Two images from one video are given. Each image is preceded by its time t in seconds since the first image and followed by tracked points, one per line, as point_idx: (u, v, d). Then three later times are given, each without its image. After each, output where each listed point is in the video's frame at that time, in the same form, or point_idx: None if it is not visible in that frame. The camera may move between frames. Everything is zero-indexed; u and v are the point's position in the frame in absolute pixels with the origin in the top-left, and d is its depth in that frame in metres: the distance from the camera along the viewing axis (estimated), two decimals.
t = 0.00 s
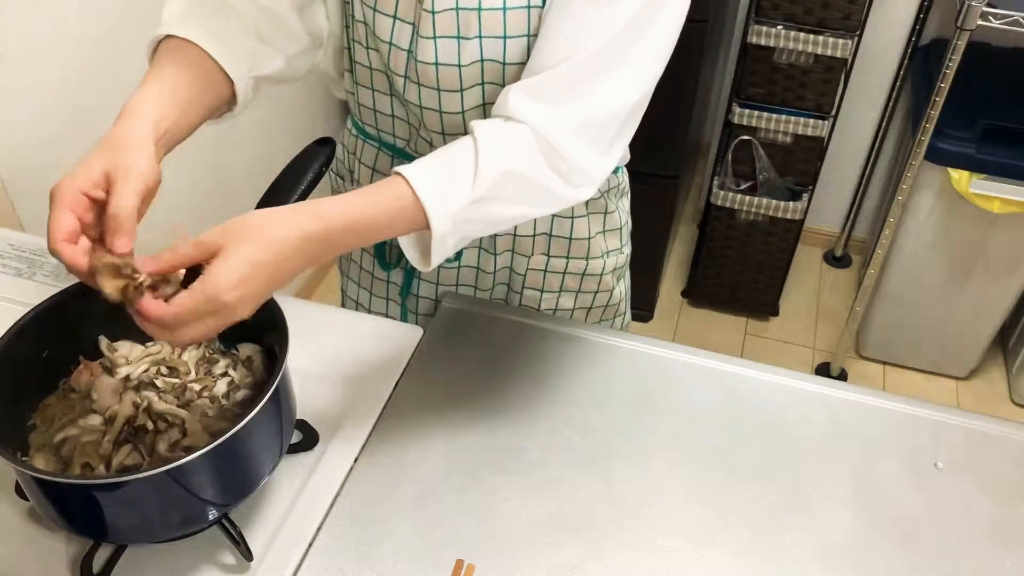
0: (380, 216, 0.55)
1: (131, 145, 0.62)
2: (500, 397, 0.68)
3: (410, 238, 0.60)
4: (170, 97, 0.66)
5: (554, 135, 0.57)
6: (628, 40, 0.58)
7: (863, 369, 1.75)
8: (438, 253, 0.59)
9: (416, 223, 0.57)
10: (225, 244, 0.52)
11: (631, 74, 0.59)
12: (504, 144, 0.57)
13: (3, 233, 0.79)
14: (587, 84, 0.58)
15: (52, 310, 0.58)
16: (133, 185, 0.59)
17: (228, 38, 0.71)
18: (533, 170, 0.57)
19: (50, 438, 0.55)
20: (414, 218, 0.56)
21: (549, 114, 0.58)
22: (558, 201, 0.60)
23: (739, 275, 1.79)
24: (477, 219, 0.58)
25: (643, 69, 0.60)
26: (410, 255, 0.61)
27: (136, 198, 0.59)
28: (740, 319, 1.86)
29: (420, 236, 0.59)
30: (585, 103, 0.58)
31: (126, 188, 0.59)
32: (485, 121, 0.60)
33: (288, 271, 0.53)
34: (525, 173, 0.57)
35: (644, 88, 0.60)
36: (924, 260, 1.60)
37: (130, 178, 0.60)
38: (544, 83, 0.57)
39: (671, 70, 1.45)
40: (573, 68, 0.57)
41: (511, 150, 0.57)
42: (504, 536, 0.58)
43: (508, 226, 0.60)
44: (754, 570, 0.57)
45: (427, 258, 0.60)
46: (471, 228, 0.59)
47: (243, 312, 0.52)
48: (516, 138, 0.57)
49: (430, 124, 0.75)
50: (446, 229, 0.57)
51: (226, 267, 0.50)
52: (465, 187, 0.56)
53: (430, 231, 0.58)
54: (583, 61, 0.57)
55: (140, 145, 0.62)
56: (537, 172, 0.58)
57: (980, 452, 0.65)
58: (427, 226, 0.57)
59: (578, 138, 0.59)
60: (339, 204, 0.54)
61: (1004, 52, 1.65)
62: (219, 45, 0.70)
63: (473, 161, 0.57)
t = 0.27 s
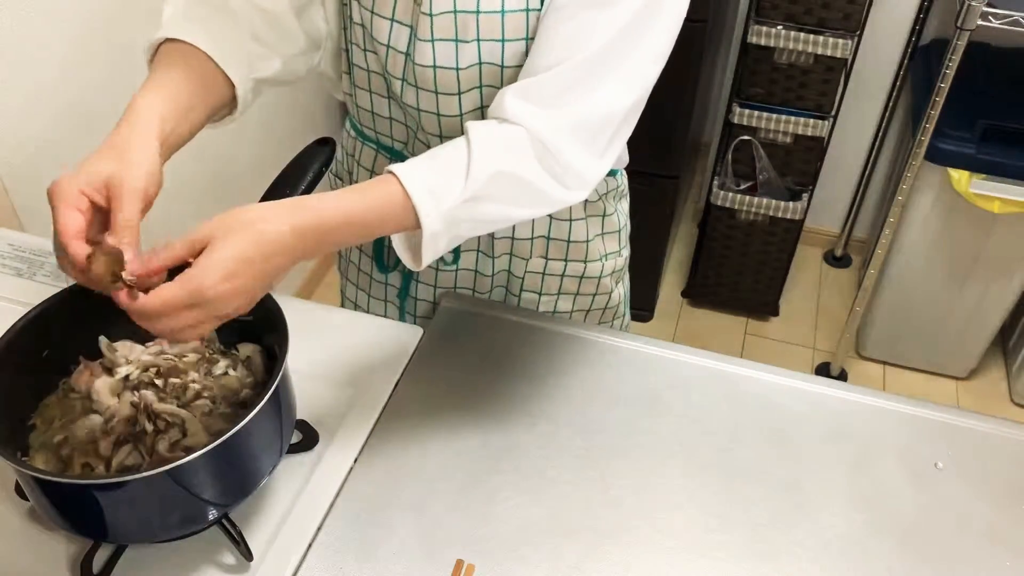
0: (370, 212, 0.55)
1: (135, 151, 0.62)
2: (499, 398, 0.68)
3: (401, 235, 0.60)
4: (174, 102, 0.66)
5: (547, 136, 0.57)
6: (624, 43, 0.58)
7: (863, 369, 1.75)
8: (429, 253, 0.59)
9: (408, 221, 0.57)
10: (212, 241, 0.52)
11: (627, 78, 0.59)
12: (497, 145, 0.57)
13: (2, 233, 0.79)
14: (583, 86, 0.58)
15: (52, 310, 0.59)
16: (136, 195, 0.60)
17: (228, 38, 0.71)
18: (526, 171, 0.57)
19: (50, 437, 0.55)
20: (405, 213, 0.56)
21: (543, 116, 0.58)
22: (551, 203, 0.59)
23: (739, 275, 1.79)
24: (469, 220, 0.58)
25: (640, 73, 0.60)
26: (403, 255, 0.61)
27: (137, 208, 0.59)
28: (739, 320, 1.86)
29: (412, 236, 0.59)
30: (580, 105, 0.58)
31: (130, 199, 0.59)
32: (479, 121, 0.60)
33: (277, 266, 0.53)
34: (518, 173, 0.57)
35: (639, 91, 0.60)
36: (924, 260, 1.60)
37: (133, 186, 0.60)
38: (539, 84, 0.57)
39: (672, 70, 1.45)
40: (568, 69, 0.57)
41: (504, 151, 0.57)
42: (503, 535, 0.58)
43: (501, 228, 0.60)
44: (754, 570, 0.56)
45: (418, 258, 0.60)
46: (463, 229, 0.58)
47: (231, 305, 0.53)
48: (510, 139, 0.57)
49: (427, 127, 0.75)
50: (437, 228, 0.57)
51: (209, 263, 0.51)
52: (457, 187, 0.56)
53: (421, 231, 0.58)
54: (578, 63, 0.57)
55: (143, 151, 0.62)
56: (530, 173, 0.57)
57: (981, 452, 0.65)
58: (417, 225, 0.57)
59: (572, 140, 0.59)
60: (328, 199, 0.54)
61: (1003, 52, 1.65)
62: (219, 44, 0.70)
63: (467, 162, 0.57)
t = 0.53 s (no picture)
0: (368, 211, 0.55)
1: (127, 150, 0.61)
2: (499, 398, 0.68)
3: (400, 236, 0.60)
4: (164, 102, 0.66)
5: (547, 136, 0.57)
6: (624, 44, 0.58)
7: (863, 369, 1.75)
8: (428, 253, 0.59)
9: (406, 222, 0.57)
10: (213, 243, 0.52)
11: (627, 79, 0.59)
12: (497, 146, 0.57)
13: (2, 233, 0.79)
14: (583, 86, 0.58)
15: (52, 310, 0.58)
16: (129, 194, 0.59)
17: (228, 38, 0.71)
18: (526, 172, 0.57)
19: (50, 438, 0.55)
20: (404, 213, 0.56)
21: (543, 116, 0.58)
22: (550, 204, 0.59)
23: (739, 275, 1.79)
24: (469, 220, 0.58)
25: (639, 74, 0.60)
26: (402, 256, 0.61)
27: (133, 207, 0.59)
28: (739, 320, 1.86)
29: (410, 236, 0.59)
30: (579, 106, 0.58)
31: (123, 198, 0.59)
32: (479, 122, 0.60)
33: (278, 266, 0.53)
34: (517, 174, 0.57)
35: (639, 93, 0.60)
36: (924, 260, 1.60)
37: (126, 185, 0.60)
38: (539, 85, 0.57)
39: (672, 70, 1.45)
40: (569, 70, 0.57)
41: (504, 151, 0.57)
42: (503, 535, 0.58)
43: (500, 228, 0.60)
44: (754, 570, 0.56)
45: (416, 259, 0.60)
46: (462, 229, 0.58)
47: (233, 307, 0.52)
48: (510, 139, 0.57)
49: (426, 128, 0.75)
50: (436, 229, 0.57)
51: (212, 262, 0.50)
52: (457, 187, 0.56)
53: (420, 231, 0.58)
54: (578, 64, 0.57)
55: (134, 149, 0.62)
56: (530, 173, 0.57)
57: (981, 452, 0.65)
58: (416, 226, 0.57)
59: (572, 140, 0.59)
60: (327, 198, 0.54)
61: (1003, 53, 1.65)
62: (219, 44, 0.70)
63: (466, 162, 0.57)
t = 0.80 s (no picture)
0: (370, 210, 0.55)
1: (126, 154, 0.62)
2: (499, 398, 0.68)
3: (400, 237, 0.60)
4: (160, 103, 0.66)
5: (548, 137, 0.57)
6: (624, 45, 0.58)
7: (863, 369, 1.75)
8: (428, 253, 0.58)
9: (407, 222, 0.57)
10: (215, 242, 0.52)
11: (626, 79, 0.59)
12: (498, 146, 0.57)
13: (3, 233, 0.79)
14: (583, 87, 0.58)
15: (52, 311, 0.58)
16: (132, 193, 0.59)
17: (228, 37, 0.71)
18: (526, 172, 0.57)
19: (50, 438, 0.55)
20: (405, 212, 0.56)
21: (544, 117, 0.58)
22: (551, 204, 0.59)
23: (739, 275, 1.79)
24: (469, 220, 0.58)
25: (639, 74, 0.60)
26: (402, 255, 0.61)
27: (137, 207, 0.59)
28: (740, 320, 1.86)
29: (410, 235, 0.59)
30: (580, 106, 0.58)
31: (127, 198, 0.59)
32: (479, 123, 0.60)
33: (279, 266, 0.53)
34: (518, 174, 0.57)
35: (639, 93, 0.60)
36: (924, 260, 1.60)
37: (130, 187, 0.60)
38: (539, 86, 0.57)
39: (671, 70, 1.45)
40: (569, 71, 0.57)
41: (503, 152, 0.57)
42: (503, 535, 0.58)
43: (501, 228, 0.60)
44: (754, 570, 0.56)
45: (417, 260, 0.60)
46: (463, 230, 0.58)
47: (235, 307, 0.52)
48: (511, 139, 0.57)
49: (426, 128, 0.75)
50: (437, 229, 0.57)
51: (215, 262, 0.50)
52: (457, 188, 0.56)
53: (421, 231, 0.58)
54: (579, 64, 0.57)
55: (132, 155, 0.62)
56: (530, 174, 0.57)
57: (981, 452, 0.65)
58: (417, 226, 0.57)
59: (573, 141, 0.59)
60: (328, 197, 0.54)
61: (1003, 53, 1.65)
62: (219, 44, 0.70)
63: (467, 162, 0.57)
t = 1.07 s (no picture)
0: (366, 204, 0.55)
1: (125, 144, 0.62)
2: (499, 398, 0.68)
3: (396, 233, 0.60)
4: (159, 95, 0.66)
5: (545, 134, 0.57)
6: (622, 44, 0.58)
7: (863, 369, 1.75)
8: (424, 250, 0.58)
9: (403, 218, 0.57)
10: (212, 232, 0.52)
11: (626, 78, 0.59)
12: (495, 143, 0.57)
13: (2, 233, 0.79)
14: (580, 86, 0.58)
15: (52, 311, 0.59)
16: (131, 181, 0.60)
17: (228, 37, 0.71)
18: (523, 169, 0.57)
19: (50, 438, 0.55)
20: (400, 208, 0.56)
21: (541, 115, 0.58)
22: (548, 203, 0.59)
23: (739, 275, 1.79)
24: (465, 217, 0.58)
25: (638, 74, 0.60)
26: (397, 252, 0.61)
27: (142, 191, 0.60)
28: (740, 320, 1.86)
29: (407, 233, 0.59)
30: (577, 105, 0.58)
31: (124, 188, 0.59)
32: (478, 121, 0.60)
33: (276, 258, 0.53)
34: (515, 172, 0.57)
35: (638, 93, 0.60)
36: (924, 260, 1.60)
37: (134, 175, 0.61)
38: (536, 84, 0.58)
39: (671, 70, 1.45)
40: (566, 69, 0.57)
41: (501, 149, 0.57)
42: (503, 536, 0.58)
43: (498, 226, 0.60)
44: (754, 571, 0.56)
45: (412, 256, 0.60)
46: (458, 227, 0.58)
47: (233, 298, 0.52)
48: (508, 137, 0.57)
49: (426, 128, 0.75)
50: (432, 225, 0.57)
51: (214, 253, 0.50)
52: (453, 185, 0.56)
53: (417, 228, 0.58)
54: (576, 63, 0.57)
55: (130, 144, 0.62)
56: (527, 171, 0.57)
57: (981, 452, 0.65)
58: (412, 223, 0.57)
59: (570, 139, 0.58)
60: (327, 190, 0.54)
61: (1003, 53, 1.65)
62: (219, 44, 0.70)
63: (464, 159, 0.57)
